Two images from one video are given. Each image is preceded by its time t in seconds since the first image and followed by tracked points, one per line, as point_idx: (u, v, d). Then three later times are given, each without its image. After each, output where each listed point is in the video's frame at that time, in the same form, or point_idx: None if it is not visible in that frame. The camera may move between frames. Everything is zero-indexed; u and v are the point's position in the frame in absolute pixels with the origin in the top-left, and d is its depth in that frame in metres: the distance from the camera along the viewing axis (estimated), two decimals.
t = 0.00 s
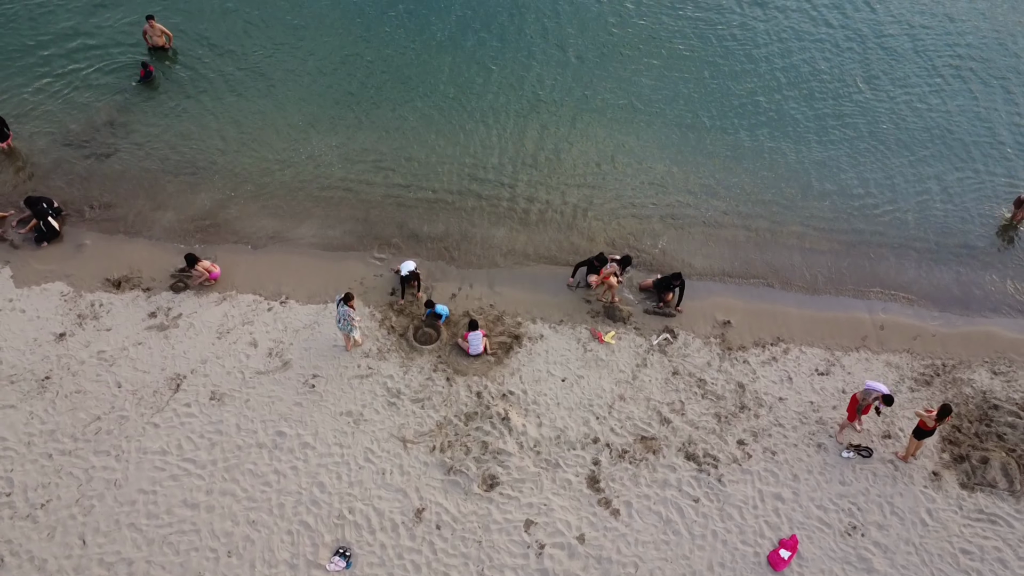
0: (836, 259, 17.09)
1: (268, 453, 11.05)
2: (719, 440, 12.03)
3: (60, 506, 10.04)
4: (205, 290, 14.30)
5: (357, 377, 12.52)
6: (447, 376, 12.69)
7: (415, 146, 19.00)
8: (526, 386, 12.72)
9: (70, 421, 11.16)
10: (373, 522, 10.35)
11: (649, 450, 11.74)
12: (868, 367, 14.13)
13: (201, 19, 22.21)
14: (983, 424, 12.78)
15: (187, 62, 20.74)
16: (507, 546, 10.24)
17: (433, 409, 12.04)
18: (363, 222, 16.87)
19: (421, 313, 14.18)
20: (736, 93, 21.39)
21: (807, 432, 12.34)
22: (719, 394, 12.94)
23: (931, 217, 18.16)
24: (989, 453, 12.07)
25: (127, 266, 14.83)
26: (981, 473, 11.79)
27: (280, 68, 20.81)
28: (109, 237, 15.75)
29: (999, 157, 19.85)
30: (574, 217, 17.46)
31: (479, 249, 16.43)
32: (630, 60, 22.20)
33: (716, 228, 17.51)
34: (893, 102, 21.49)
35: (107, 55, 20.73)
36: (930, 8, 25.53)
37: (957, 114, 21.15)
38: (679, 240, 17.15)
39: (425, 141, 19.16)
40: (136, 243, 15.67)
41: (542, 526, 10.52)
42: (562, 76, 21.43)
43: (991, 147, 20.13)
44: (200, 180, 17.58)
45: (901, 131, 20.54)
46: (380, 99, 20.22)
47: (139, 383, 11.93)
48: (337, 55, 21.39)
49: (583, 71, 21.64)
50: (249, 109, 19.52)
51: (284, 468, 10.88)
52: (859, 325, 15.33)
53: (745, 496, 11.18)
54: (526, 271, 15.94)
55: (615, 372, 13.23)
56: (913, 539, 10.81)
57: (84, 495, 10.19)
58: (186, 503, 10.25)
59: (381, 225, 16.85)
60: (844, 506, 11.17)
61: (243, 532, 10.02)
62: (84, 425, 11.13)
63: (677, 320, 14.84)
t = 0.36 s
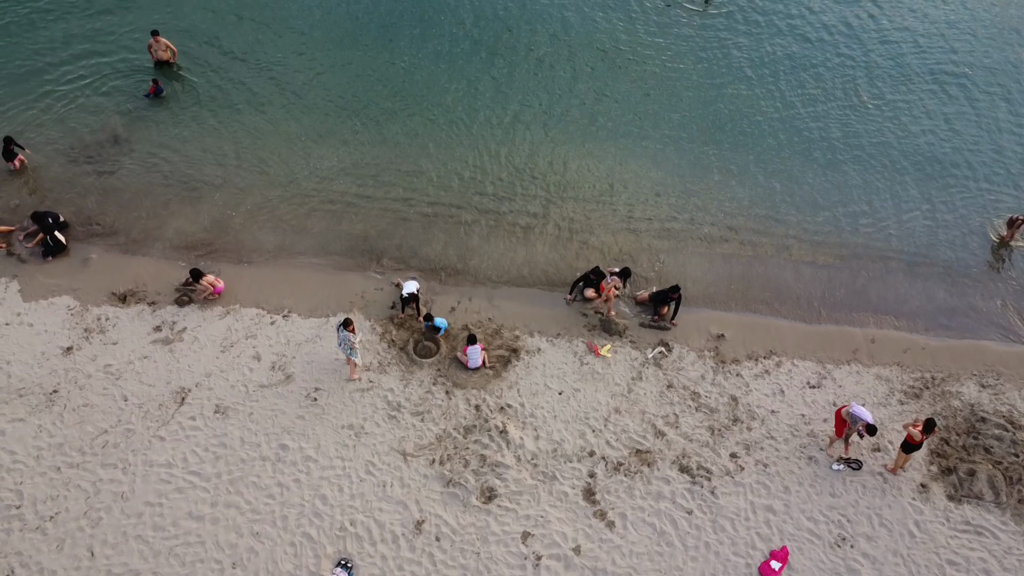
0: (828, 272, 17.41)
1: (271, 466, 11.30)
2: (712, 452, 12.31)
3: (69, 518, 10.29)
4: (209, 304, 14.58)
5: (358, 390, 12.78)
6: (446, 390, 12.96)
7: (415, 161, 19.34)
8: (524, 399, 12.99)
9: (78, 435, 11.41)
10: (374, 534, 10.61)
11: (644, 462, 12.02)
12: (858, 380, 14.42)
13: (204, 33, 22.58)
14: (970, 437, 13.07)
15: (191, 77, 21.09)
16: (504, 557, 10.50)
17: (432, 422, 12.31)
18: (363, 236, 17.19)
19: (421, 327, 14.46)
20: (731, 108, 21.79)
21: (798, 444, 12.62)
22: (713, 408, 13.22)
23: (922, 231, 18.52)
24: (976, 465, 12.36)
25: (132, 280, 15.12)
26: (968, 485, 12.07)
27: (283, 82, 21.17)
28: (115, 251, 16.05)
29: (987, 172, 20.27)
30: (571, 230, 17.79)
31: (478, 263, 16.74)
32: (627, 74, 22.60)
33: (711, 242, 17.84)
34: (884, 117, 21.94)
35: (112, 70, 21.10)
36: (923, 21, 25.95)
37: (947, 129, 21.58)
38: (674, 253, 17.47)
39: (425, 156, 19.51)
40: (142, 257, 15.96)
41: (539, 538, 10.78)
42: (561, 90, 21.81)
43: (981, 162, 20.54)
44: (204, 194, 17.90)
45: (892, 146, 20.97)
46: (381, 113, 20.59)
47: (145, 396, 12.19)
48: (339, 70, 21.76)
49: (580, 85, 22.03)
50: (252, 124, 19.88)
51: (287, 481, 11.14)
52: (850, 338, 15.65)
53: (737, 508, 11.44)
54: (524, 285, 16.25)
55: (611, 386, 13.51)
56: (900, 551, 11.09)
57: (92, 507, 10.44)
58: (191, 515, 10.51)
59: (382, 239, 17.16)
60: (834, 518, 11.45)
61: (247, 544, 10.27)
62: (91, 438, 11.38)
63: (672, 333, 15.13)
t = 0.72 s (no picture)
0: (820, 286, 17.75)
1: (274, 479, 11.60)
2: (705, 465, 12.62)
3: (78, 531, 10.58)
4: (213, 318, 14.90)
5: (359, 404, 13.09)
6: (445, 404, 13.27)
7: (415, 176, 19.71)
8: (521, 413, 13.31)
9: (86, 449, 11.70)
10: (375, 546, 10.90)
11: (639, 476, 12.32)
12: (848, 394, 14.75)
13: (208, 49, 22.98)
14: (957, 450, 13.40)
15: (196, 93, 21.49)
16: (502, 569, 10.79)
17: (432, 436, 12.61)
18: (364, 251, 17.53)
19: (420, 342, 14.78)
20: (725, 123, 22.21)
21: (789, 458, 12.93)
22: (706, 421, 13.54)
23: (912, 246, 18.90)
24: (962, 478, 12.68)
25: (138, 295, 15.45)
26: (955, 498, 12.38)
27: (286, 98, 21.57)
28: (122, 267, 16.39)
29: (976, 187, 20.69)
30: (568, 245, 18.15)
31: (477, 278, 17.09)
32: (624, 89, 23.02)
33: (705, 256, 18.22)
34: (876, 132, 22.37)
35: (119, 86, 21.51)
36: (915, 35, 26.34)
37: (938, 145, 22.01)
38: (669, 268, 17.84)
39: (424, 171, 19.89)
40: (148, 272, 16.30)
41: (535, 550, 11.08)
42: (561, 106, 22.19)
43: (970, 177, 20.96)
44: (208, 210, 18.25)
45: (883, 161, 21.40)
46: (382, 129, 20.98)
47: (151, 410, 12.48)
48: (341, 85, 22.16)
49: (577, 100, 22.44)
50: (256, 140, 20.26)
51: (290, 494, 11.43)
52: (840, 353, 15.99)
53: (729, 520, 11.76)
54: (522, 299, 16.59)
55: (607, 400, 13.82)
56: (887, 562, 11.41)
57: (100, 520, 10.73)
58: (197, 528, 10.80)
59: (382, 254, 17.49)
60: (823, 530, 11.76)
61: (252, 556, 10.56)
62: (99, 452, 11.66)
63: (666, 347, 15.46)
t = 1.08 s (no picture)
0: (813, 300, 18.09)
1: (278, 492, 11.91)
2: (698, 478, 12.93)
3: (88, 543, 10.89)
4: (218, 332, 15.21)
5: (361, 418, 13.40)
6: (445, 417, 13.56)
7: (416, 191, 20.07)
8: (519, 426, 13.62)
9: (94, 462, 12.00)
10: (376, 558, 11.21)
11: (634, 488, 12.63)
12: (840, 407, 15.07)
13: (213, 64, 23.37)
14: (946, 463, 13.71)
15: (200, 108, 21.87)
16: None
17: (432, 449, 12.91)
18: (365, 265, 17.87)
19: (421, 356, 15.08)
20: (721, 137, 22.59)
21: (781, 470, 13.23)
22: (700, 435, 13.84)
23: (904, 260, 19.27)
24: (950, 491, 12.98)
25: (144, 309, 15.77)
26: (943, 510, 12.68)
27: (289, 112, 21.95)
28: (128, 281, 16.72)
29: (967, 200, 21.08)
30: (566, 259, 18.50)
31: (476, 292, 17.42)
32: (622, 103, 23.44)
33: (701, 270, 18.59)
34: (869, 146, 22.77)
35: (124, 102, 21.91)
36: (910, 48, 26.71)
37: (930, 159, 22.40)
38: (665, 282, 18.19)
39: (425, 185, 20.25)
40: (154, 286, 16.63)
41: (533, 561, 11.38)
42: (560, 121, 22.61)
43: (962, 191, 21.36)
44: (212, 224, 18.59)
45: (876, 175, 21.79)
46: (383, 144, 21.35)
47: (158, 424, 12.78)
48: (343, 100, 22.54)
49: (576, 114, 22.83)
50: (260, 154, 20.63)
51: (294, 506, 11.74)
52: (832, 367, 16.32)
53: (722, 532, 12.08)
54: (521, 313, 16.91)
55: (603, 413, 14.13)
56: (876, 573, 11.72)
57: (109, 533, 11.04)
58: (204, 540, 11.11)
59: (383, 268, 17.84)
60: (814, 542, 12.08)
61: (257, 568, 10.86)
62: (107, 465, 11.96)
63: (662, 361, 15.77)
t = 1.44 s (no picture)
0: (804, 316, 18.50)
1: (282, 506, 12.25)
2: (691, 492, 13.29)
3: (96, 556, 11.24)
4: (222, 348, 15.55)
5: (362, 433, 13.75)
6: (444, 432, 13.90)
7: (416, 207, 20.47)
8: (516, 440, 13.98)
9: (102, 476, 12.34)
10: (377, 570, 11.56)
11: (628, 502, 12.99)
12: (829, 422, 15.43)
13: (217, 80, 23.83)
14: (932, 476, 14.08)
15: (205, 124, 22.29)
16: None
17: (431, 463, 13.26)
18: (366, 280, 18.25)
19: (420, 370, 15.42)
20: (716, 152, 23.05)
21: (771, 484, 13.58)
22: (692, 449, 14.19)
23: (892, 275, 19.71)
24: (936, 504, 13.34)
25: (149, 325, 16.13)
26: (929, 523, 13.03)
27: (292, 129, 22.39)
28: (133, 297, 17.07)
29: (956, 216, 21.55)
30: (562, 274, 18.89)
31: (474, 307, 17.78)
32: (618, 119, 23.92)
33: (694, 286, 18.99)
34: (862, 162, 23.22)
35: (130, 118, 22.34)
36: (903, 64, 27.22)
37: (921, 174, 22.89)
38: (659, 297, 18.58)
39: (425, 201, 20.67)
40: (159, 302, 16.98)
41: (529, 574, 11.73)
42: (557, 136, 23.06)
43: (951, 207, 21.83)
44: (216, 240, 18.96)
45: (867, 190, 22.24)
46: (384, 160, 21.78)
47: (164, 439, 13.11)
48: (345, 116, 22.98)
49: (574, 131, 23.29)
50: (263, 171, 21.03)
51: (297, 520, 12.09)
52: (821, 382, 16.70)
53: (713, 545, 12.46)
54: (518, 328, 17.28)
55: (598, 428, 14.48)
56: None
57: (117, 546, 11.39)
58: (209, 553, 11.46)
59: (383, 283, 18.21)
60: (802, 555, 12.44)
61: None
62: (114, 480, 12.30)
63: (656, 375, 16.12)
